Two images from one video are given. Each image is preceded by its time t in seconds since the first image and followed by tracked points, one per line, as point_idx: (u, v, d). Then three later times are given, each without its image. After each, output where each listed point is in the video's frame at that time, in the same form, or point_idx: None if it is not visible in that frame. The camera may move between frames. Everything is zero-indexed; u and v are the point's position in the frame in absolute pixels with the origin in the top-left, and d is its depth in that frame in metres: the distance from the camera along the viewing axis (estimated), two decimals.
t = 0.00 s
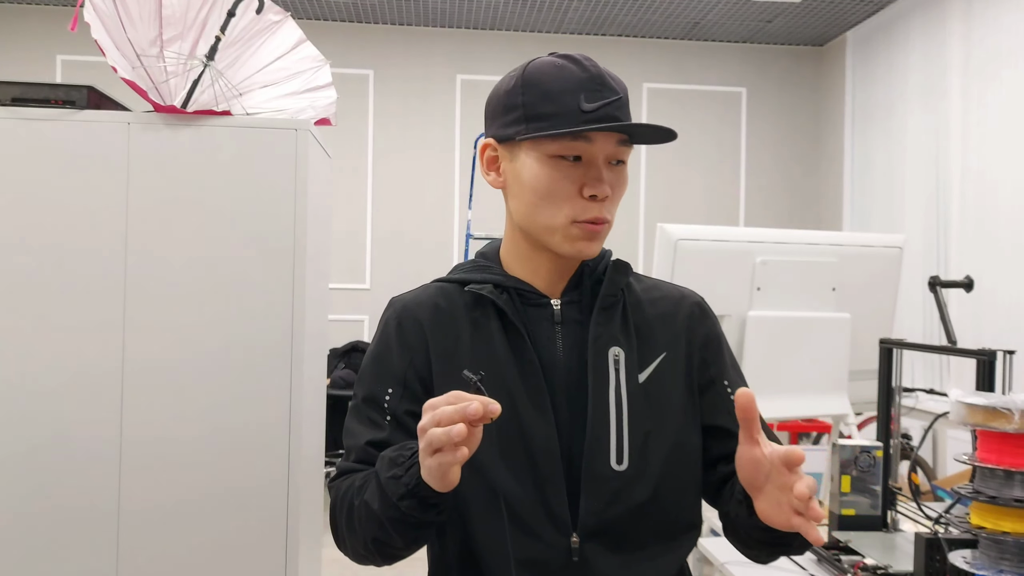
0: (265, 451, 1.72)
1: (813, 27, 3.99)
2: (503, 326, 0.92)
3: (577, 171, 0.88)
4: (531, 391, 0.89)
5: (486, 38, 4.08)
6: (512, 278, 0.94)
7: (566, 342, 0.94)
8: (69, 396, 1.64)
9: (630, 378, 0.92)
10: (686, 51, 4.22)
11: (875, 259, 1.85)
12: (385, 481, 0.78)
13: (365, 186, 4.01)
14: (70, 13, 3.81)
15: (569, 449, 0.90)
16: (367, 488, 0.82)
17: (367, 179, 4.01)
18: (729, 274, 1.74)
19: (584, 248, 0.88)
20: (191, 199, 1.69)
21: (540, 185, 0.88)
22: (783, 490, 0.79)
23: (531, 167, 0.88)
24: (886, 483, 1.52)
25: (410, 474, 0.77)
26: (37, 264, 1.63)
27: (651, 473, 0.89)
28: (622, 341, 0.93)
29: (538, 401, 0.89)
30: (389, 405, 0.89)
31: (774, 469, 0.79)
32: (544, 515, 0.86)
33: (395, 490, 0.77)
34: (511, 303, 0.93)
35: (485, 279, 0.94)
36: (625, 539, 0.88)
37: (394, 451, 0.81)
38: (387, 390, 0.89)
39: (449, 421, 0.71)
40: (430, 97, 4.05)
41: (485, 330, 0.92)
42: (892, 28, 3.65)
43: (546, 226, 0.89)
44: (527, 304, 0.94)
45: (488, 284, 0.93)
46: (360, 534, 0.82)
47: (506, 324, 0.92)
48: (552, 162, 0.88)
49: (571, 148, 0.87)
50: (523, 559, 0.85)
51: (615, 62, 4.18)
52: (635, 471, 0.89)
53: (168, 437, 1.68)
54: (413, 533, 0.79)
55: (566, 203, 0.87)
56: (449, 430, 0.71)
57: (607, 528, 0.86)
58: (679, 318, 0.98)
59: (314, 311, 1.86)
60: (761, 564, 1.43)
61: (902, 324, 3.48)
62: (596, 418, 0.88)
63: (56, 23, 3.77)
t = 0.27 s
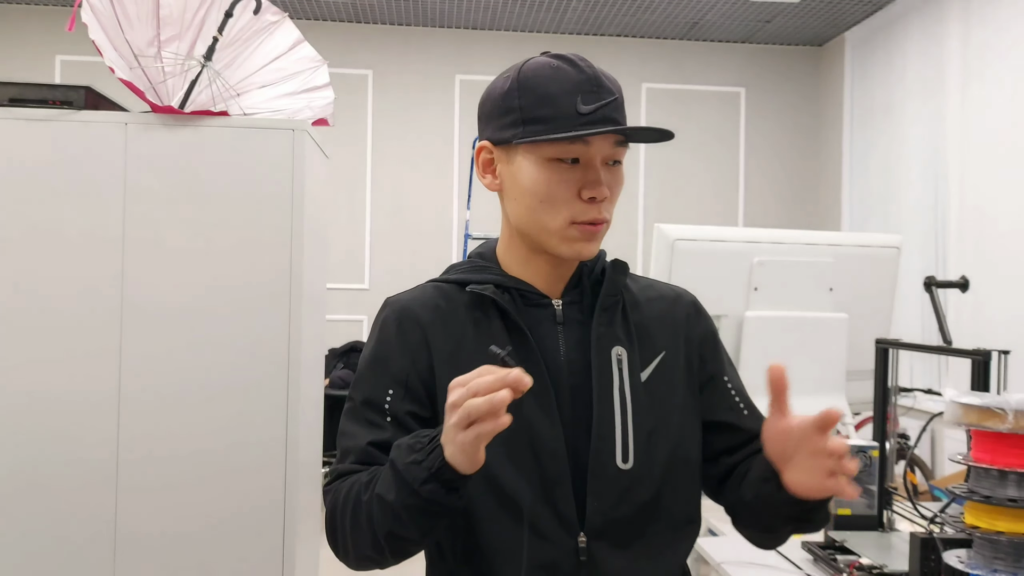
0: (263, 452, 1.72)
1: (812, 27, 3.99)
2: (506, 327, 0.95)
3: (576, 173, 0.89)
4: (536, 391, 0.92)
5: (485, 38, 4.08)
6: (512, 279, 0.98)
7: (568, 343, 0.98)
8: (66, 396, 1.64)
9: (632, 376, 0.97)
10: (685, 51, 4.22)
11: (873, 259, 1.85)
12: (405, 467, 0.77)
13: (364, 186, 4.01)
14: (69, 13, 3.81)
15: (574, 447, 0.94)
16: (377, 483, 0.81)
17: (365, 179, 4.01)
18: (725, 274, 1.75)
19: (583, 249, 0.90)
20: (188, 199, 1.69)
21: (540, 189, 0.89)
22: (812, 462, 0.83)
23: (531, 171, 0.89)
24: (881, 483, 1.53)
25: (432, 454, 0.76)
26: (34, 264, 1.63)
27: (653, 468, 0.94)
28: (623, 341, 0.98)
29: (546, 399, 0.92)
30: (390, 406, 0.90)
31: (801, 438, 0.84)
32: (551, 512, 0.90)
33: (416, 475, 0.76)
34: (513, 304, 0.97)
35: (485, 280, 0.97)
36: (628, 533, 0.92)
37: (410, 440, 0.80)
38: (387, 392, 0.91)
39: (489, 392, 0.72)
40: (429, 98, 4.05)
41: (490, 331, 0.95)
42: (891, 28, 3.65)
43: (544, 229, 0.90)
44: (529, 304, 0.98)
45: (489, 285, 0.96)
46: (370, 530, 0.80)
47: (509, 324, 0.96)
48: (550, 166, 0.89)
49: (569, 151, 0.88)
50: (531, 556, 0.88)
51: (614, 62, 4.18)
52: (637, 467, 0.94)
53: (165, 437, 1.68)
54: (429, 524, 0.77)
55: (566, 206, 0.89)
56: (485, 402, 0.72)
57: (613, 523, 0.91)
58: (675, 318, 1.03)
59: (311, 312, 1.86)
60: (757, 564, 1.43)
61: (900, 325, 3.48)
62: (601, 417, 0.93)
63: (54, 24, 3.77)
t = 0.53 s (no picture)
0: (262, 452, 1.72)
1: (811, 27, 3.99)
2: (518, 324, 0.91)
3: (569, 159, 0.87)
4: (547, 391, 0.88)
5: (484, 38, 4.08)
6: (524, 275, 0.93)
7: (580, 342, 0.94)
8: (65, 396, 1.64)
9: (646, 377, 0.93)
10: (684, 51, 4.22)
11: (871, 259, 1.85)
12: (432, 456, 0.71)
13: (363, 186, 4.01)
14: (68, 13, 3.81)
15: (584, 451, 0.89)
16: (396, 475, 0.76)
17: (365, 179, 4.01)
18: (724, 274, 1.75)
19: (573, 239, 0.87)
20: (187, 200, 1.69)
21: (533, 172, 0.88)
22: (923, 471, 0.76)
23: (526, 156, 0.88)
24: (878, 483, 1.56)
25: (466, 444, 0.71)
26: (32, 264, 1.63)
27: (666, 472, 0.90)
28: (636, 341, 0.94)
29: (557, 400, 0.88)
30: (401, 401, 0.85)
31: (926, 445, 0.76)
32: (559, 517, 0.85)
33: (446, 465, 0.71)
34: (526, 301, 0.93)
35: (497, 276, 0.92)
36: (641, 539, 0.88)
37: (437, 427, 0.74)
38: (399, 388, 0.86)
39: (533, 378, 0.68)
40: (428, 98, 4.05)
41: (500, 329, 0.90)
42: (890, 28, 3.66)
43: (537, 215, 0.88)
44: (541, 302, 0.94)
45: (501, 281, 0.92)
46: (389, 523, 0.75)
47: (520, 321, 0.92)
48: (544, 150, 0.87)
49: (561, 135, 0.86)
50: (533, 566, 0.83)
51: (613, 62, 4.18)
52: (651, 470, 0.89)
53: (164, 437, 1.68)
54: (453, 513, 0.73)
55: (557, 191, 0.87)
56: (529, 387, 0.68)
57: (622, 527, 0.86)
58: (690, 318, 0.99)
59: (309, 311, 1.86)
60: (756, 564, 1.43)
61: (899, 325, 3.49)
62: (613, 418, 0.88)
63: (54, 24, 3.78)
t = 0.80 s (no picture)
0: (260, 453, 1.72)
1: (811, 27, 3.99)
2: (541, 320, 0.84)
3: (623, 164, 0.77)
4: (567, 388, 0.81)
5: (483, 38, 4.08)
6: (552, 271, 0.86)
7: (605, 341, 0.86)
8: (64, 396, 1.64)
9: (672, 382, 0.84)
10: (684, 51, 4.22)
11: (871, 258, 1.85)
12: (449, 446, 0.68)
13: (362, 186, 4.01)
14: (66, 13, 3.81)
15: (603, 452, 0.82)
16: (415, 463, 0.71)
17: (364, 179, 4.01)
18: (723, 274, 1.75)
19: (607, 246, 0.78)
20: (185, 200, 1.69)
21: (582, 167, 0.79)
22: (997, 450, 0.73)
23: (580, 149, 0.79)
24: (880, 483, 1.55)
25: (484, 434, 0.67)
26: (31, 264, 1.63)
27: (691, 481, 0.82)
28: (664, 340, 0.85)
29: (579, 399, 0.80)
30: (420, 391, 0.79)
31: None
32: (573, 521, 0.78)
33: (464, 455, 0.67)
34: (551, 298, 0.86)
35: (524, 269, 0.86)
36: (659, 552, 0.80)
37: (452, 418, 0.71)
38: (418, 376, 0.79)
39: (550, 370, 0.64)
40: (427, 97, 4.05)
41: (522, 322, 0.83)
42: (890, 28, 3.65)
43: (576, 213, 0.80)
44: (566, 299, 0.87)
45: (527, 275, 0.85)
46: (403, 509, 0.71)
47: (544, 316, 0.84)
48: (597, 147, 0.78)
49: (617, 134, 0.77)
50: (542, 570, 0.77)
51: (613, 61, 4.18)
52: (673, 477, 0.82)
53: (163, 437, 1.68)
54: (468, 503, 0.70)
55: (599, 191, 0.78)
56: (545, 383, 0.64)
57: (640, 535, 0.79)
58: (728, 322, 0.90)
59: (309, 311, 1.86)
60: (755, 564, 1.42)
61: (898, 325, 3.49)
62: (636, 422, 0.80)
63: (53, 24, 3.78)
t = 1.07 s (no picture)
0: (257, 453, 1.72)
1: (809, 27, 3.99)
2: (567, 321, 0.82)
3: (645, 155, 0.77)
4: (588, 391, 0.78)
5: (482, 38, 4.09)
6: (581, 270, 0.84)
7: (631, 346, 0.83)
8: (59, 395, 1.64)
9: (698, 393, 0.81)
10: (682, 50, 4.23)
11: (866, 259, 1.85)
12: (456, 457, 0.68)
13: (361, 186, 4.01)
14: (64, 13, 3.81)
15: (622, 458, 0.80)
16: (427, 464, 0.72)
17: (362, 179, 4.01)
18: (719, 274, 1.75)
19: (634, 239, 0.77)
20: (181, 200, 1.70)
21: (605, 163, 0.78)
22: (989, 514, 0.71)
23: (603, 144, 0.78)
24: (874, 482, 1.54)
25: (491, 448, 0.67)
26: (26, 264, 1.63)
27: (714, 496, 0.79)
28: (694, 351, 0.82)
29: (599, 406, 0.78)
30: (441, 386, 0.79)
31: None
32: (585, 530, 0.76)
33: (470, 466, 0.67)
34: (579, 298, 0.83)
35: (553, 267, 0.83)
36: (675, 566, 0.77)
37: (465, 427, 0.71)
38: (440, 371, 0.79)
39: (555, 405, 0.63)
40: (426, 97, 4.06)
41: (546, 321, 0.81)
42: (888, 28, 3.65)
43: (603, 208, 0.79)
44: (593, 300, 0.84)
45: (555, 273, 0.83)
46: (415, 507, 0.72)
47: (570, 318, 0.82)
48: (621, 141, 0.77)
49: (639, 126, 0.76)
50: None
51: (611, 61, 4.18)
52: (695, 491, 0.78)
53: (159, 436, 1.68)
54: (478, 509, 0.70)
55: (624, 185, 0.77)
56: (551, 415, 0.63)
57: (655, 547, 0.76)
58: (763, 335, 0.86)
59: (305, 310, 1.87)
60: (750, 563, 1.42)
61: (895, 325, 3.49)
62: (658, 432, 0.78)
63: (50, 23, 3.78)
